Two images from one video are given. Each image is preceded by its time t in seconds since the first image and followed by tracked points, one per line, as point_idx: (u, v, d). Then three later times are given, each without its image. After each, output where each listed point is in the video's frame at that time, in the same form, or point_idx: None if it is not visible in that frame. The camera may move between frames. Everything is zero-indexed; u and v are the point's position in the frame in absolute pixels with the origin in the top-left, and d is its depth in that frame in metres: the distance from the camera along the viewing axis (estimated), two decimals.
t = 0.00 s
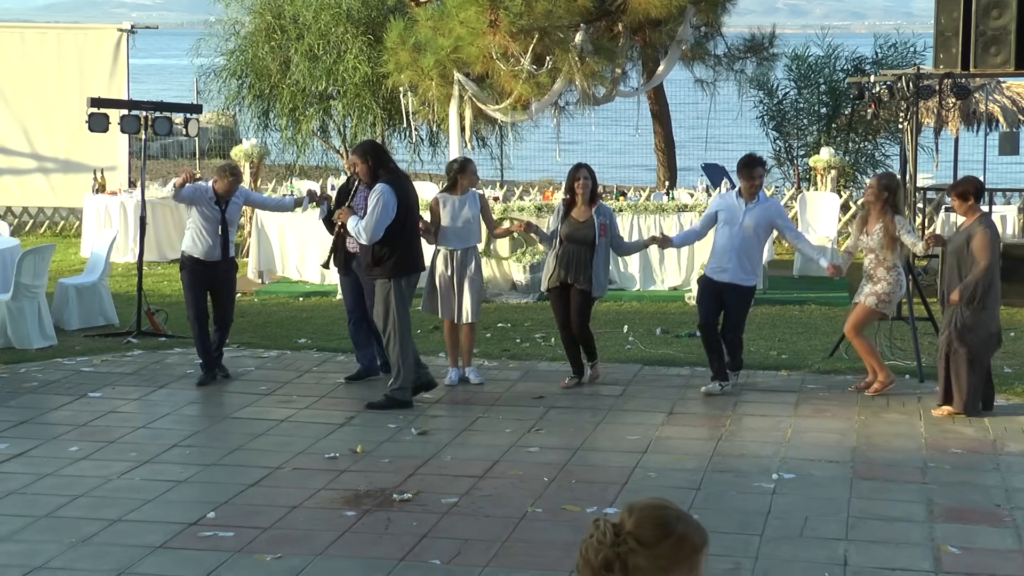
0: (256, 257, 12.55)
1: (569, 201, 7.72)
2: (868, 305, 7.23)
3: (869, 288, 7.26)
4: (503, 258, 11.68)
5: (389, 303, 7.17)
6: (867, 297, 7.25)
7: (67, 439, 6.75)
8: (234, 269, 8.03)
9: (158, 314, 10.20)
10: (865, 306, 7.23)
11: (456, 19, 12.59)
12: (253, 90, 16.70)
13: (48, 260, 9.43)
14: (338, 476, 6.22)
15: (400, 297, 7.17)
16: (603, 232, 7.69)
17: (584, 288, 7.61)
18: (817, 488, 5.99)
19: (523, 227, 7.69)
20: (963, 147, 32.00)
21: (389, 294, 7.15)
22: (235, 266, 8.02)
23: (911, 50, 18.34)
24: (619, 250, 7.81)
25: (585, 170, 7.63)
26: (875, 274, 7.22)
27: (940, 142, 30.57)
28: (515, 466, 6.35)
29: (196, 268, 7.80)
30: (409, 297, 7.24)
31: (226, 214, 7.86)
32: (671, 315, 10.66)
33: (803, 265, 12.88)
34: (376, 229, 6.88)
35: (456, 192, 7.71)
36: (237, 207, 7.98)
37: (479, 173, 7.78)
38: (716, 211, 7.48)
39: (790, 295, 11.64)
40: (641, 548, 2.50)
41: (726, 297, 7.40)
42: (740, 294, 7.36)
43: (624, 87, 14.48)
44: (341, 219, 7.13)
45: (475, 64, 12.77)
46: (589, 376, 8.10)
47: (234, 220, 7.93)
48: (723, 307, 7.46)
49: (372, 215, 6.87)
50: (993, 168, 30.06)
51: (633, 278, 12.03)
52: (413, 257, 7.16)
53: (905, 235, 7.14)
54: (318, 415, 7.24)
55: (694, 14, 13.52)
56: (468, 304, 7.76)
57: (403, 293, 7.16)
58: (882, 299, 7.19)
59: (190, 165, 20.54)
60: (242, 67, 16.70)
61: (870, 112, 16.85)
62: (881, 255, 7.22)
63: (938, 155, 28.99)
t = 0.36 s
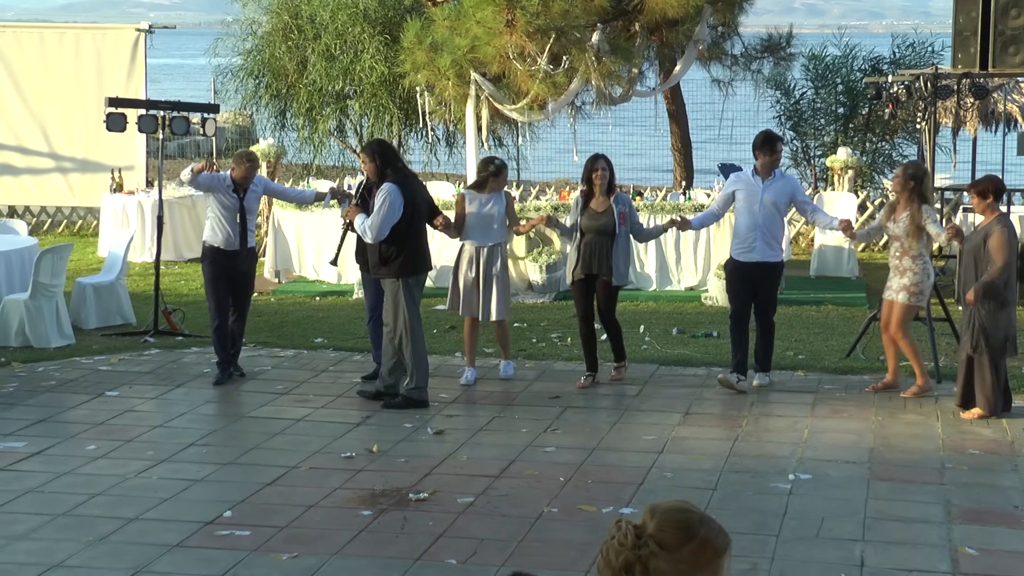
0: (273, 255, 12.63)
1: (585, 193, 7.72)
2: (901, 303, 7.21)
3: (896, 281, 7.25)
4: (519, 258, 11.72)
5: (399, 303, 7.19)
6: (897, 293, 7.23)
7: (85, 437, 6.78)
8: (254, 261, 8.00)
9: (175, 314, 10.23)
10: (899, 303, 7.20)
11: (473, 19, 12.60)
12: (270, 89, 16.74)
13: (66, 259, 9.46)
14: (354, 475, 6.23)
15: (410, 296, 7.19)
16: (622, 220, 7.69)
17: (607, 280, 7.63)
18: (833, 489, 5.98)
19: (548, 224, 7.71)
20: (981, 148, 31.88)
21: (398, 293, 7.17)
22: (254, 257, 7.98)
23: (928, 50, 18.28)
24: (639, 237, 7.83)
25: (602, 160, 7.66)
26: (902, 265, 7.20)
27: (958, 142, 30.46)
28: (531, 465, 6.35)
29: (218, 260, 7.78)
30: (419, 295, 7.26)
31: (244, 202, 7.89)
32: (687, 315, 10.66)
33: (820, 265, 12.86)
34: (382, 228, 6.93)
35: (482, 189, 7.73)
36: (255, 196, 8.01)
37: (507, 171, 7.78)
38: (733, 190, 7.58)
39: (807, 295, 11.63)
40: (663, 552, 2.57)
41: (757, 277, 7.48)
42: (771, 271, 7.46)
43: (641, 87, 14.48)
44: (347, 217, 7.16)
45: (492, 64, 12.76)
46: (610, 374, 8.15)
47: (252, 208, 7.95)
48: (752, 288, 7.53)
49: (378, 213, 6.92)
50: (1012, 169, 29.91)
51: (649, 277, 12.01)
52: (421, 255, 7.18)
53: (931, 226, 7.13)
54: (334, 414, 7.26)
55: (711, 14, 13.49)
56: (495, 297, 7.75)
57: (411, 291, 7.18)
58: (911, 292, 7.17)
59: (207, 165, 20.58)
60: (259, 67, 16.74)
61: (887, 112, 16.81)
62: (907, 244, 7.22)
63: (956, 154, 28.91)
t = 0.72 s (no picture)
0: (283, 252, 12.61)
1: (599, 196, 7.72)
2: (926, 304, 7.21)
3: (921, 282, 7.25)
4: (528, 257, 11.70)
5: (400, 301, 7.20)
6: (922, 294, 7.23)
7: (95, 436, 6.79)
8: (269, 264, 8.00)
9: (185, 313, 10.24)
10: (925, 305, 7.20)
11: (483, 18, 12.53)
12: (281, 89, 16.76)
13: (77, 259, 9.49)
14: (364, 475, 6.23)
15: (411, 293, 7.19)
16: (636, 221, 7.66)
17: (626, 280, 7.65)
18: (843, 489, 5.97)
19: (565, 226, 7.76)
20: (994, 149, 31.76)
21: (399, 291, 7.18)
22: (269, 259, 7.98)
23: (940, 50, 18.24)
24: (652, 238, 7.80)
25: (612, 163, 7.62)
26: (926, 266, 7.20)
27: (970, 141, 30.36)
28: (541, 465, 6.35)
29: (233, 263, 7.81)
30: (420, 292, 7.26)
31: (258, 209, 7.88)
32: (697, 314, 10.64)
33: (830, 265, 12.84)
34: (382, 225, 6.97)
35: (511, 188, 7.76)
36: (270, 204, 8.00)
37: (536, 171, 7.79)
38: (739, 197, 7.58)
39: (818, 295, 11.62)
40: (668, 553, 2.62)
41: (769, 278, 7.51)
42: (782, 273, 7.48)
43: (652, 87, 14.46)
44: (350, 216, 7.20)
45: (502, 63, 12.75)
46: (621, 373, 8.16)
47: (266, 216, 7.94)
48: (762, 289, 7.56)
49: (379, 210, 6.95)
50: None
51: (659, 277, 12.01)
52: (422, 253, 7.20)
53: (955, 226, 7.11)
54: (343, 414, 7.26)
55: (722, 13, 13.47)
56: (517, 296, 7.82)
57: (412, 288, 7.19)
58: (937, 293, 7.16)
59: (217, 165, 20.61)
60: (269, 67, 16.76)
61: (898, 112, 16.79)
62: (931, 245, 7.22)
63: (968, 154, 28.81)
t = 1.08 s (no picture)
0: (282, 253, 12.64)
1: (587, 191, 7.74)
2: (921, 300, 7.21)
3: (915, 279, 7.26)
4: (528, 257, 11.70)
5: (393, 297, 7.19)
6: (917, 290, 7.24)
7: (94, 436, 6.79)
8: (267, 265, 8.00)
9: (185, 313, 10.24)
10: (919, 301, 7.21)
11: (482, 18, 12.53)
12: (280, 88, 16.76)
13: (76, 259, 9.50)
14: (363, 475, 6.23)
15: (403, 289, 7.19)
16: (624, 218, 7.66)
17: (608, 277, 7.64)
18: (843, 489, 5.97)
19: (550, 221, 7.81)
20: (993, 150, 31.79)
21: (391, 288, 7.17)
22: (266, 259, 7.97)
23: (940, 50, 18.24)
24: (639, 236, 7.79)
25: (602, 159, 7.67)
26: (919, 262, 7.21)
27: (970, 141, 30.38)
28: (540, 465, 6.35)
29: (232, 264, 7.81)
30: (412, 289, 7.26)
31: (256, 204, 7.91)
32: (697, 314, 10.63)
33: (830, 265, 12.84)
34: (372, 220, 6.98)
35: (500, 185, 7.80)
36: (267, 198, 8.04)
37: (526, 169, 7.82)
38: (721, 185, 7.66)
39: (818, 295, 11.62)
40: (663, 552, 2.62)
41: (745, 269, 7.54)
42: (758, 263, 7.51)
43: (651, 86, 14.47)
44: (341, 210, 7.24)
45: (502, 63, 12.75)
46: (620, 372, 8.16)
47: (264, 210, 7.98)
48: (739, 282, 7.61)
49: (370, 206, 6.96)
50: None
51: (658, 277, 12.01)
52: (413, 249, 7.20)
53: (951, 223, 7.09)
54: (343, 414, 7.26)
55: (721, 13, 13.47)
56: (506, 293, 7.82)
57: (405, 285, 7.19)
58: (930, 289, 7.16)
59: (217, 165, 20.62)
60: (269, 66, 16.77)
61: (897, 111, 16.79)
62: (926, 240, 7.21)
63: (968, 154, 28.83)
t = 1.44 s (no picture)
0: (282, 254, 12.64)
1: (576, 195, 7.77)
2: (898, 299, 7.23)
3: (898, 279, 7.28)
4: (528, 257, 11.68)
5: (386, 298, 7.16)
6: (899, 289, 7.26)
7: (94, 436, 6.79)
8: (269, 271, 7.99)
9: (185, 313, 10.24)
10: (895, 298, 7.23)
11: (483, 18, 12.53)
12: (280, 88, 16.76)
13: (76, 259, 9.50)
14: (363, 475, 6.23)
15: (397, 290, 7.16)
16: (611, 222, 7.70)
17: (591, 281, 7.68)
18: (843, 488, 5.97)
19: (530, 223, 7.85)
20: (992, 151, 31.83)
21: (386, 287, 7.15)
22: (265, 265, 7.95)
23: (940, 50, 18.25)
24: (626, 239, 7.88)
25: (588, 165, 7.67)
26: (904, 265, 7.23)
27: (969, 141, 30.39)
28: (540, 464, 6.35)
29: (229, 272, 7.81)
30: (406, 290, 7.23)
31: (251, 212, 7.89)
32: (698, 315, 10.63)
33: (830, 264, 12.85)
34: (370, 220, 6.97)
35: (473, 188, 7.84)
36: (261, 203, 8.03)
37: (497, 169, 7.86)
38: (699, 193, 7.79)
39: (818, 295, 11.62)
40: (663, 551, 2.61)
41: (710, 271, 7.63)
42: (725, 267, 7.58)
43: (652, 86, 14.47)
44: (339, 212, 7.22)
45: (502, 63, 12.75)
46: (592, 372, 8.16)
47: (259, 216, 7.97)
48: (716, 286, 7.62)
49: (366, 205, 6.96)
50: None
51: (658, 277, 12.02)
52: (408, 250, 7.19)
53: (938, 228, 7.11)
54: (343, 414, 7.25)
55: (721, 13, 13.47)
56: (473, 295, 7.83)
57: (399, 286, 7.16)
58: (911, 290, 7.19)
59: (218, 165, 20.61)
60: (269, 66, 16.78)
61: (897, 111, 16.80)
62: (913, 244, 7.23)
63: (968, 154, 28.85)
